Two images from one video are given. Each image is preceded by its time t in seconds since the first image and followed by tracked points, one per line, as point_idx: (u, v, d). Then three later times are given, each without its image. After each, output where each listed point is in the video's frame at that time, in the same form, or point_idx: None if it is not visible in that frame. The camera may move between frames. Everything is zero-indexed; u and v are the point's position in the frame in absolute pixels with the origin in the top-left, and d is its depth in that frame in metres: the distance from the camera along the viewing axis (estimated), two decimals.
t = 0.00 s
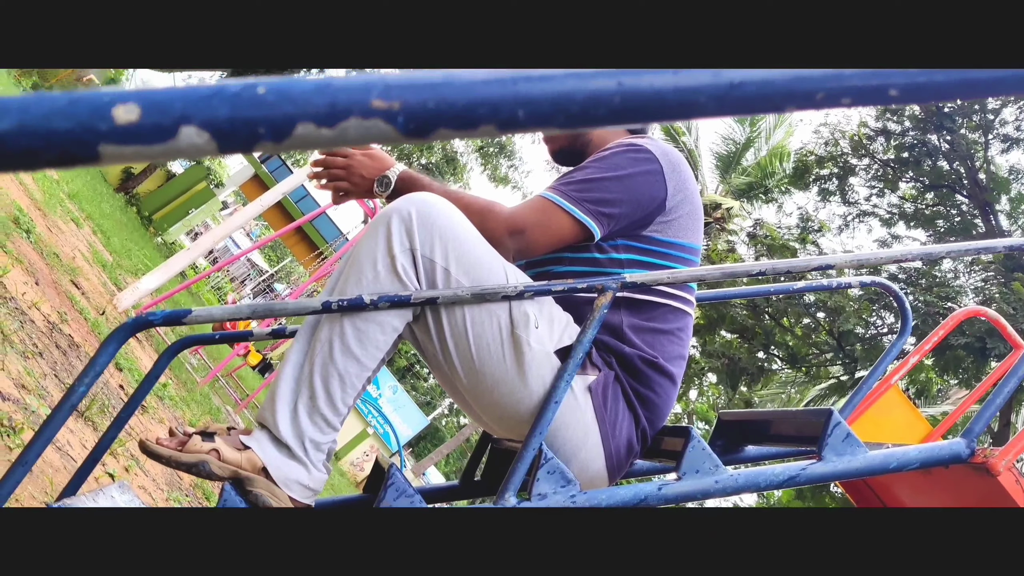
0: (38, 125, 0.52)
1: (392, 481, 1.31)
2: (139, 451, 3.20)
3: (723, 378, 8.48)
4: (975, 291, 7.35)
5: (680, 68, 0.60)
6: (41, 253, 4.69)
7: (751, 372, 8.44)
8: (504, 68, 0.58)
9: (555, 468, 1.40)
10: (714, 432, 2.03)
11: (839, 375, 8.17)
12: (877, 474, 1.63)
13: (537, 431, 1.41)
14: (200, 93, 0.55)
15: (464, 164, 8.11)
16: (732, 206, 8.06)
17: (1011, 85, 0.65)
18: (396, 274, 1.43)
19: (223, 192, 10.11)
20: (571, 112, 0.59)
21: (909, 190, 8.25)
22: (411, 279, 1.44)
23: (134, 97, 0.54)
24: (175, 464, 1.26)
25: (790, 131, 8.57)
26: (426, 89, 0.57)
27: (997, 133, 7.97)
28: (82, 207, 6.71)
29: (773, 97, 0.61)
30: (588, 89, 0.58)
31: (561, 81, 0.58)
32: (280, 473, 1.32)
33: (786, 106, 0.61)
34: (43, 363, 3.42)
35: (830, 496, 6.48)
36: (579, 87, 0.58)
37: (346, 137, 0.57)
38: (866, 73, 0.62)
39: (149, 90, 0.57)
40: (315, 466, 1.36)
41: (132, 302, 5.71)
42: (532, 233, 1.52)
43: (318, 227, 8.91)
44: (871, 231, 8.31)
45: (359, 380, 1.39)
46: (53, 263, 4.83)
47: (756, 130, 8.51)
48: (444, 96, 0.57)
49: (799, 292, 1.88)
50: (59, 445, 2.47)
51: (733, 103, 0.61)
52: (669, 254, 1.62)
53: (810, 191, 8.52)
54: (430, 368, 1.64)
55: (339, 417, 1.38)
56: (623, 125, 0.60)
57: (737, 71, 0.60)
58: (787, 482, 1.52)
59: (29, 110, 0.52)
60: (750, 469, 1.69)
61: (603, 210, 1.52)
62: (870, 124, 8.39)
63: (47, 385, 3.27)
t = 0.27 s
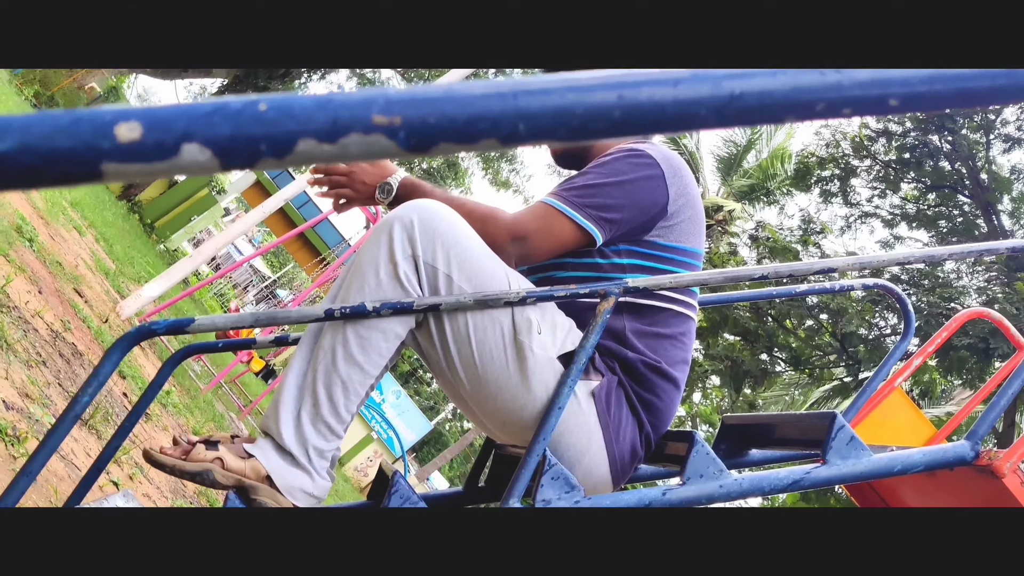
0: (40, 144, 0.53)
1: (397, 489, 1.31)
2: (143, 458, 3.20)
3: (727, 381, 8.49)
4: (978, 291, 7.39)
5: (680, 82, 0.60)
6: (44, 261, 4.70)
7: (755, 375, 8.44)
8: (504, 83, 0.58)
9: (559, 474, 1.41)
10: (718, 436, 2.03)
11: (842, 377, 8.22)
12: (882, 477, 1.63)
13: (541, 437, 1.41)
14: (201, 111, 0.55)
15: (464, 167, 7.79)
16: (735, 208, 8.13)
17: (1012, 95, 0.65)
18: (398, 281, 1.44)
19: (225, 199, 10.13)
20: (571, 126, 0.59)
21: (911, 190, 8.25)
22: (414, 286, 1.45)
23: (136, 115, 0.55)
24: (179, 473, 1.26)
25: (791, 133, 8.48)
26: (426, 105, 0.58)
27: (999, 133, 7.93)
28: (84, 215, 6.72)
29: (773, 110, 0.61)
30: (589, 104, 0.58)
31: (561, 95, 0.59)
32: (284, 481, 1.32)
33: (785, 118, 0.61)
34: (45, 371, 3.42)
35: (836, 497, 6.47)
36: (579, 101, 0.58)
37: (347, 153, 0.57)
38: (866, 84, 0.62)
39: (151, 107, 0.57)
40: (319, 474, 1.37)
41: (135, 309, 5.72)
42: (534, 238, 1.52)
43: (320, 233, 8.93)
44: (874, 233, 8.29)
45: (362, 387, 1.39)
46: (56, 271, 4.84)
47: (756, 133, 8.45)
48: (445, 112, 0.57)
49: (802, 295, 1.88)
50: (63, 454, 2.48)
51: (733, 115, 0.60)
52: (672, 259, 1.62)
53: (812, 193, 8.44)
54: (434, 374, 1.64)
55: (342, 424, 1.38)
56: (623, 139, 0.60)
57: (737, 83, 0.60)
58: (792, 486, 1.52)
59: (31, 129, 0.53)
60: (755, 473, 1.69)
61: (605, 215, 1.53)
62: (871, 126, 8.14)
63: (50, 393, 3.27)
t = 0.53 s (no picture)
0: (42, 161, 0.53)
1: (402, 496, 1.31)
2: (147, 466, 3.20)
3: (731, 383, 8.55)
4: (980, 291, 7.38)
5: (680, 93, 0.60)
6: (47, 270, 4.71)
7: (759, 377, 8.47)
8: (504, 95, 0.58)
9: (564, 480, 1.42)
10: (722, 439, 2.02)
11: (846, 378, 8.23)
12: (886, 479, 1.62)
13: (545, 443, 1.41)
14: (201, 126, 0.55)
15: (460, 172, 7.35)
16: (736, 210, 8.20)
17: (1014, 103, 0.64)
18: (401, 288, 1.44)
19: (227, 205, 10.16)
20: (572, 138, 0.59)
21: (914, 191, 8.16)
22: (416, 292, 1.45)
23: (138, 132, 0.55)
24: (184, 482, 1.26)
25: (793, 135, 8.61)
26: (426, 119, 0.58)
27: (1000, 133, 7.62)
28: (87, 223, 6.74)
29: (773, 120, 0.60)
30: (588, 115, 0.58)
31: (561, 107, 0.59)
32: (289, 489, 1.32)
33: (785, 127, 0.61)
34: (50, 380, 3.43)
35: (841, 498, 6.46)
36: (580, 113, 0.58)
37: (348, 168, 0.57)
38: (865, 94, 0.62)
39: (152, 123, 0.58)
40: (323, 481, 1.37)
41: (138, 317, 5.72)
42: (536, 244, 1.53)
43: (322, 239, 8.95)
44: (876, 234, 8.21)
45: (366, 394, 1.39)
46: (60, 280, 4.85)
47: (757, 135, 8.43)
48: (446, 125, 0.57)
49: (805, 297, 1.88)
50: (68, 463, 2.48)
51: (734, 125, 0.60)
52: (674, 263, 1.62)
53: (815, 195, 8.52)
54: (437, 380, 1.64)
55: (346, 432, 1.38)
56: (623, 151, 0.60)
57: (736, 94, 0.60)
58: (797, 489, 1.52)
59: (34, 147, 0.53)
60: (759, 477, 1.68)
61: (607, 221, 1.53)
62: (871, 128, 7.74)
63: (54, 402, 3.28)
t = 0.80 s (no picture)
0: (45, 181, 0.53)
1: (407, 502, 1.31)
2: (151, 475, 3.20)
3: (735, 386, 8.48)
4: (985, 291, 7.33)
5: (680, 105, 0.60)
6: (51, 279, 4.72)
7: (763, 378, 8.42)
8: (506, 110, 0.59)
9: (569, 486, 1.42)
10: (726, 443, 2.02)
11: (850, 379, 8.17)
12: (892, 482, 1.62)
13: (550, 448, 1.41)
14: (203, 144, 0.56)
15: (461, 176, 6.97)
16: (739, 211, 8.02)
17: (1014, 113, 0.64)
18: (404, 295, 1.44)
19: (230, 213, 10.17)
20: (573, 151, 0.59)
21: (916, 190, 8.22)
22: (419, 299, 1.45)
23: (141, 152, 0.55)
24: (189, 492, 1.26)
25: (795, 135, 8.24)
26: (427, 135, 0.58)
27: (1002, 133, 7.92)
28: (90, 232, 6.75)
29: (773, 132, 0.61)
30: (589, 128, 0.58)
31: (562, 122, 0.59)
32: (294, 497, 1.32)
33: (786, 139, 0.61)
34: (54, 390, 3.43)
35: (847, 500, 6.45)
36: (580, 127, 0.58)
37: (350, 184, 0.57)
38: (865, 104, 0.62)
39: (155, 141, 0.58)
40: (328, 489, 1.37)
41: (142, 325, 5.72)
42: (539, 250, 1.53)
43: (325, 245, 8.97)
44: (879, 234, 8.31)
45: (370, 402, 1.39)
46: (63, 289, 4.86)
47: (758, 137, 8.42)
48: (447, 140, 0.57)
49: (808, 300, 1.88)
50: (73, 472, 2.48)
51: (734, 137, 0.60)
52: (677, 268, 1.62)
53: (817, 196, 8.49)
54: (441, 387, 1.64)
55: (350, 439, 1.38)
56: (625, 163, 0.60)
57: (737, 105, 0.60)
58: (802, 492, 1.51)
59: (36, 167, 0.53)
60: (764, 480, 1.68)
61: (610, 226, 1.53)
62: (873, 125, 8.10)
63: (59, 412, 3.28)
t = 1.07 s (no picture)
0: (50, 205, 0.54)
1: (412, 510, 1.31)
2: (159, 486, 3.20)
3: (742, 387, 8.47)
4: (991, 289, 7.29)
5: (682, 118, 0.60)
6: (57, 291, 4.74)
7: (769, 380, 8.41)
8: (507, 125, 0.59)
9: (576, 491, 1.41)
10: (734, 446, 2.01)
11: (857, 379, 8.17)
12: (900, 484, 1.61)
13: (557, 455, 1.40)
14: (208, 164, 0.56)
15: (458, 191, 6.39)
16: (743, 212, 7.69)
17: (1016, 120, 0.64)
18: (408, 304, 1.44)
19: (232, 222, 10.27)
20: (576, 165, 0.59)
21: (920, 189, 8.18)
22: (424, 308, 1.45)
23: (144, 173, 0.55)
24: (196, 503, 1.27)
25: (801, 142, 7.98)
26: (430, 151, 0.58)
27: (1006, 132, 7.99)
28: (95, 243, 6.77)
29: (774, 143, 0.61)
30: (591, 142, 0.59)
31: (563, 136, 0.59)
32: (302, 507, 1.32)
33: (788, 150, 0.61)
34: (61, 402, 3.43)
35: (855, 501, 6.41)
36: (582, 141, 0.58)
37: (354, 202, 0.57)
38: (866, 114, 0.62)
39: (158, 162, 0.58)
40: (335, 498, 1.37)
41: (148, 335, 5.74)
42: (543, 256, 1.54)
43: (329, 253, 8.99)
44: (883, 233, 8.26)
45: (376, 410, 1.39)
46: (69, 301, 4.88)
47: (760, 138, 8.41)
48: (449, 157, 0.58)
49: (813, 301, 1.87)
50: (81, 484, 2.48)
51: (736, 149, 0.60)
52: (681, 272, 1.62)
53: (820, 196, 8.47)
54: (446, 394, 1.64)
55: (357, 448, 1.38)
56: (627, 177, 0.60)
57: (737, 118, 0.60)
58: (810, 495, 1.51)
59: (41, 191, 0.54)
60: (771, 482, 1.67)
61: (613, 232, 1.53)
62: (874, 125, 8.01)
63: (65, 423, 3.28)
